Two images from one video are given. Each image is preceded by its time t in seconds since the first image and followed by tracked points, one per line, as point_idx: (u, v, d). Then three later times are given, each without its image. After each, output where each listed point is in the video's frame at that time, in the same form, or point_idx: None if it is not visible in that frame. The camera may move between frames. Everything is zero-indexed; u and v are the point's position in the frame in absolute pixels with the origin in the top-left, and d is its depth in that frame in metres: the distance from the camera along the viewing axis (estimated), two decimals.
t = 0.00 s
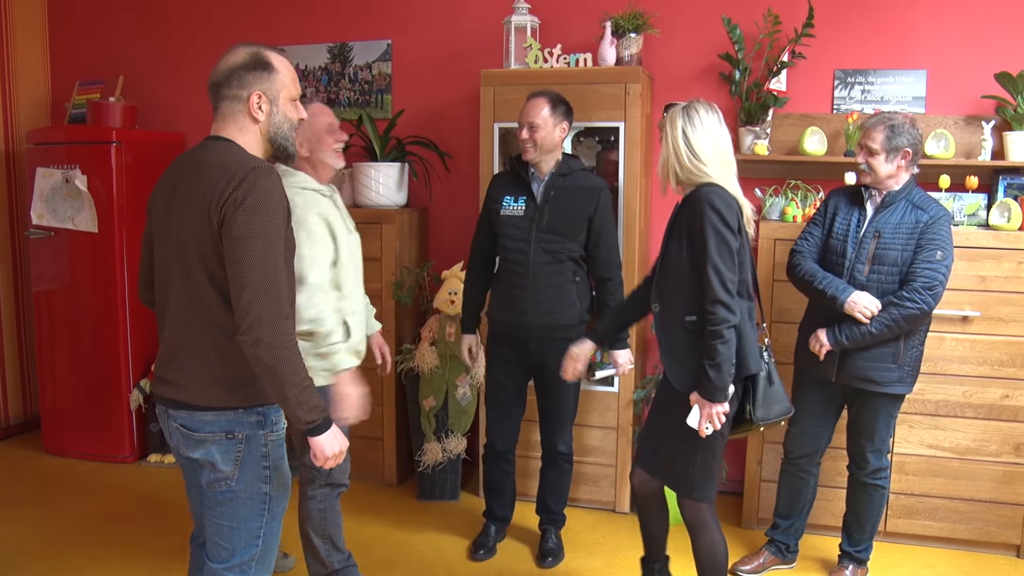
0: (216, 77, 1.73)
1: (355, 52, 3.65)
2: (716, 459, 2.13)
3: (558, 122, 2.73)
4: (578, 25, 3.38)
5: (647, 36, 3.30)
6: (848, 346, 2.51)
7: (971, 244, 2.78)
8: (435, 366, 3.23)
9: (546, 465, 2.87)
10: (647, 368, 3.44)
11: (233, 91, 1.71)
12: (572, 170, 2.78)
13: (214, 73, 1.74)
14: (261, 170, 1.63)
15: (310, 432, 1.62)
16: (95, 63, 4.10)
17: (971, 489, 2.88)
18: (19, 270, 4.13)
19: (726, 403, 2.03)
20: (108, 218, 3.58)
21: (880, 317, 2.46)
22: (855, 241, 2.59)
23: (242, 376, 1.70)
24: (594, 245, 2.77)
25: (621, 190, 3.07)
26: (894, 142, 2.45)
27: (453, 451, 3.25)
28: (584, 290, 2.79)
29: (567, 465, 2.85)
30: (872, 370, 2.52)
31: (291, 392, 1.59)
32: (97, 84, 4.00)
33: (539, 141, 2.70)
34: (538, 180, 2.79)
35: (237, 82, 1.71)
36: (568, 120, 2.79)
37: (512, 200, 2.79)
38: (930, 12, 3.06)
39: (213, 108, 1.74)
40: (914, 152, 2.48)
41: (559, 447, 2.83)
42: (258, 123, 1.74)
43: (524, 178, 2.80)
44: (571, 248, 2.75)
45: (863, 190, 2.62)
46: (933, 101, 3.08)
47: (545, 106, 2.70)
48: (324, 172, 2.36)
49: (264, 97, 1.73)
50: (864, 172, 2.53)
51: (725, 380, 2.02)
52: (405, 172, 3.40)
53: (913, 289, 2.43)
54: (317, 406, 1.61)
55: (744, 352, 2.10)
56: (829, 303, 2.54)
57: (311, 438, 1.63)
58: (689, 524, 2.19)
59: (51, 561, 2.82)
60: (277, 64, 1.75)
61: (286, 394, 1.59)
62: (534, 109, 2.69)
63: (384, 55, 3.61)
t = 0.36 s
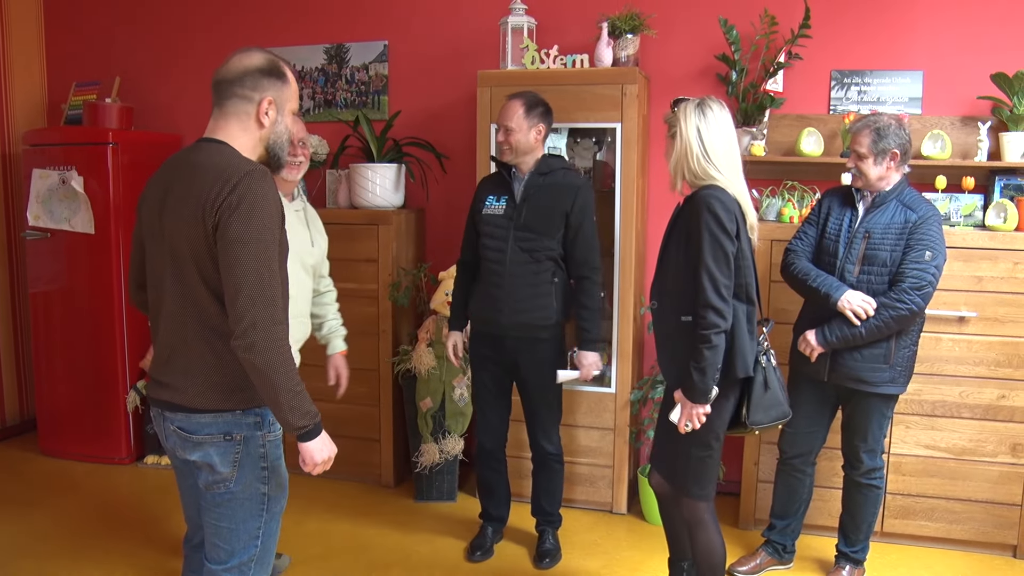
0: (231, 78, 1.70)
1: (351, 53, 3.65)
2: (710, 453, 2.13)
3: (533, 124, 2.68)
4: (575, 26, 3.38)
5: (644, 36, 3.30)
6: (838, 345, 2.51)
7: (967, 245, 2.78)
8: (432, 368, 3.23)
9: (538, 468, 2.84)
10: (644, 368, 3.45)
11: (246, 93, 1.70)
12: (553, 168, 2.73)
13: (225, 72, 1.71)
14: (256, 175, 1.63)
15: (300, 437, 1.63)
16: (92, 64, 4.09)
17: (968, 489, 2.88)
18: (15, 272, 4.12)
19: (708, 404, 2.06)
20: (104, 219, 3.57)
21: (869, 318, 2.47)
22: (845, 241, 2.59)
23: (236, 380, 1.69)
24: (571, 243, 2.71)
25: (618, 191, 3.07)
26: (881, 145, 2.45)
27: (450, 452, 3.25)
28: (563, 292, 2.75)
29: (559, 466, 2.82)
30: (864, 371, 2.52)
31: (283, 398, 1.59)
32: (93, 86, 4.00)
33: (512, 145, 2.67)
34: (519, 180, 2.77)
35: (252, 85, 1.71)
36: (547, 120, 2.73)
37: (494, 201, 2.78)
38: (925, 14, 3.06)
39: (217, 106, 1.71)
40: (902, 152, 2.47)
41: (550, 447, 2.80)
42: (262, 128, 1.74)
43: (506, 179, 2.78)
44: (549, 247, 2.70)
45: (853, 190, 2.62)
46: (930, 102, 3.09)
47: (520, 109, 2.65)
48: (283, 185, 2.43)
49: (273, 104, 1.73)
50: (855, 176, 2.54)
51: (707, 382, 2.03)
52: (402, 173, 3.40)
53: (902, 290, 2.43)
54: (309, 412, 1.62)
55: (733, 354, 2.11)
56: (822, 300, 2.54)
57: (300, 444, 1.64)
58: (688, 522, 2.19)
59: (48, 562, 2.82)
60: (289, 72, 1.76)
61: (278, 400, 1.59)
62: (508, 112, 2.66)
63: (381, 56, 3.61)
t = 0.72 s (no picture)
0: (240, 80, 1.68)
1: (350, 53, 3.65)
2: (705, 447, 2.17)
3: (523, 121, 2.70)
4: (573, 26, 3.38)
5: (642, 37, 3.30)
6: (835, 345, 2.51)
7: (965, 245, 2.78)
8: (429, 368, 3.22)
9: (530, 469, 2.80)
10: (642, 368, 3.45)
11: (257, 95, 1.70)
12: (532, 167, 2.72)
13: (229, 73, 1.67)
14: (273, 179, 1.64)
15: (315, 433, 1.67)
16: (90, 64, 4.09)
17: (966, 489, 2.88)
18: (13, 272, 4.12)
19: (712, 401, 2.08)
20: (102, 219, 3.57)
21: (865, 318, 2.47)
22: (841, 242, 2.60)
23: (247, 378, 1.71)
24: (549, 239, 2.69)
25: (616, 191, 3.07)
26: (876, 146, 2.45)
27: (449, 452, 3.25)
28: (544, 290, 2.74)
29: (551, 466, 2.78)
30: (861, 372, 2.52)
31: (302, 395, 1.64)
32: (91, 85, 3.99)
33: (503, 138, 2.67)
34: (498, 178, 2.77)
35: (258, 89, 1.70)
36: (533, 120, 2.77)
37: (473, 200, 2.77)
38: (923, 15, 3.06)
39: (223, 106, 1.68)
40: (898, 152, 2.48)
41: (538, 447, 2.77)
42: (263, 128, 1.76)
43: (484, 177, 2.78)
44: (529, 244, 2.69)
45: (850, 192, 2.63)
46: (928, 103, 3.09)
47: (511, 105, 2.67)
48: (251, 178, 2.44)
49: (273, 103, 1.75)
50: (853, 178, 2.54)
51: (713, 383, 2.04)
52: (400, 174, 3.40)
53: (897, 289, 2.43)
54: (323, 408, 1.67)
55: (735, 355, 2.11)
56: (820, 298, 2.53)
57: (315, 440, 1.68)
58: (678, 511, 2.21)
59: (45, 562, 2.82)
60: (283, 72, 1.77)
61: (298, 396, 1.63)
62: (500, 106, 2.66)
63: (379, 56, 3.61)
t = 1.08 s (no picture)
0: (250, 83, 1.68)
1: (350, 52, 3.65)
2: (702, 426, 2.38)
3: (502, 123, 2.69)
4: (573, 27, 3.38)
5: (642, 37, 3.30)
6: (840, 349, 2.51)
7: (964, 247, 2.79)
8: (428, 368, 3.21)
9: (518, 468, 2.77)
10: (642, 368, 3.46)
11: (264, 99, 1.71)
12: (511, 168, 2.72)
13: (240, 76, 1.67)
14: (286, 184, 1.66)
15: (329, 420, 1.72)
16: (90, 64, 4.09)
17: (964, 490, 2.88)
18: (13, 272, 4.12)
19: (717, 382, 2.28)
20: (101, 219, 3.57)
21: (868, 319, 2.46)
22: (842, 244, 2.60)
23: (241, 373, 1.73)
24: (533, 242, 2.70)
25: (615, 191, 3.07)
26: (876, 150, 2.46)
27: (447, 452, 3.25)
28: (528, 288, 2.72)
29: (536, 469, 2.76)
30: (863, 373, 2.52)
31: (317, 389, 1.68)
32: (91, 85, 3.99)
33: (486, 141, 2.64)
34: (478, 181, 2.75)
35: (264, 92, 1.71)
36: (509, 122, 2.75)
37: (453, 202, 2.74)
38: (923, 15, 3.06)
39: (230, 108, 1.68)
40: (898, 155, 2.49)
41: (519, 451, 2.71)
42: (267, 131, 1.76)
43: (463, 179, 2.76)
44: (510, 245, 2.69)
45: (850, 194, 2.63)
46: (927, 104, 3.09)
47: (491, 107, 2.64)
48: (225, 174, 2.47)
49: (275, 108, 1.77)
50: (857, 186, 2.56)
51: (722, 364, 2.26)
52: (400, 174, 3.40)
53: (900, 291, 2.43)
54: (335, 398, 1.71)
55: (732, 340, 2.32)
56: (822, 302, 2.53)
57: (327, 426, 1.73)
58: (676, 486, 2.39)
59: (44, 562, 2.82)
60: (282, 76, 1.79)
61: (312, 391, 1.68)
62: (479, 108, 2.63)
63: (379, 56, 3.61)
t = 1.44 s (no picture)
0: (210, 84, 1.68)
1: (352, 54, 3.65)
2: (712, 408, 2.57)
3: (491, 125, 2.64)
4: (575, 29, 3.39)
5: (644, 39, 3.30)
6: (844, 349, 2.51)
7: (965, 249, 2.79)
8: (428, 369, 3.21)
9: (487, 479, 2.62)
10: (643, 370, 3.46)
11: (226, 100, 1.70)
12: (501, 169, 2.68)
13: (201, 77, 1.68)
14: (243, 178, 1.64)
15: (287, 426, 1.66)
16: (91, 65, 4.09)
17: (965, 492, 2.89)
18: (14, 272, 4.12)
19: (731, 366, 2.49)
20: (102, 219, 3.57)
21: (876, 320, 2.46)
22: (844, 247, 2.60)
23: (218, 370, 1.71)
24: (530, 240, 2.70)
25: (616, 193, 3.08)
26: (875, 157, 2.46)
27: (448, 453, 3.25)
28: (526, 288, 2.70)
29: (503, 478, 2.60)
30: (869, 374, 2.53)
31: (275, 386, 1.63)
32: (92, 86, 3.99)
33: (474, 141, 2.59)
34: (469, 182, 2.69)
35: (227, 93, 1.70)
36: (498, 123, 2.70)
37: (444, 206, 2.68)
38: (924, 18, 3.07)
39: (193, 109, 1.68)
40: (896, 160, 2.51)
41: (496, 453, 2.57)
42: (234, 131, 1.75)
43: (454, 181, 2.70)
44: (509, 246, 2.65)
45: (847, 198, 2.63)
46: (928, 106, 3.10)
47: (480, 108, 2.59)
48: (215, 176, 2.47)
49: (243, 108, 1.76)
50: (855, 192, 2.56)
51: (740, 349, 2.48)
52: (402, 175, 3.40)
53: (905, 292, 2.44)
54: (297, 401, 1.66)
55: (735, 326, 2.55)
56: (828, 306, 2.53)
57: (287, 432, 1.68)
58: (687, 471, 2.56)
59: (46, 562, 2.82)
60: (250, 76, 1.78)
61: (271, 387, 1.62)
62: (467, 108, 2.59)
63: (380, 58, 3.61)
